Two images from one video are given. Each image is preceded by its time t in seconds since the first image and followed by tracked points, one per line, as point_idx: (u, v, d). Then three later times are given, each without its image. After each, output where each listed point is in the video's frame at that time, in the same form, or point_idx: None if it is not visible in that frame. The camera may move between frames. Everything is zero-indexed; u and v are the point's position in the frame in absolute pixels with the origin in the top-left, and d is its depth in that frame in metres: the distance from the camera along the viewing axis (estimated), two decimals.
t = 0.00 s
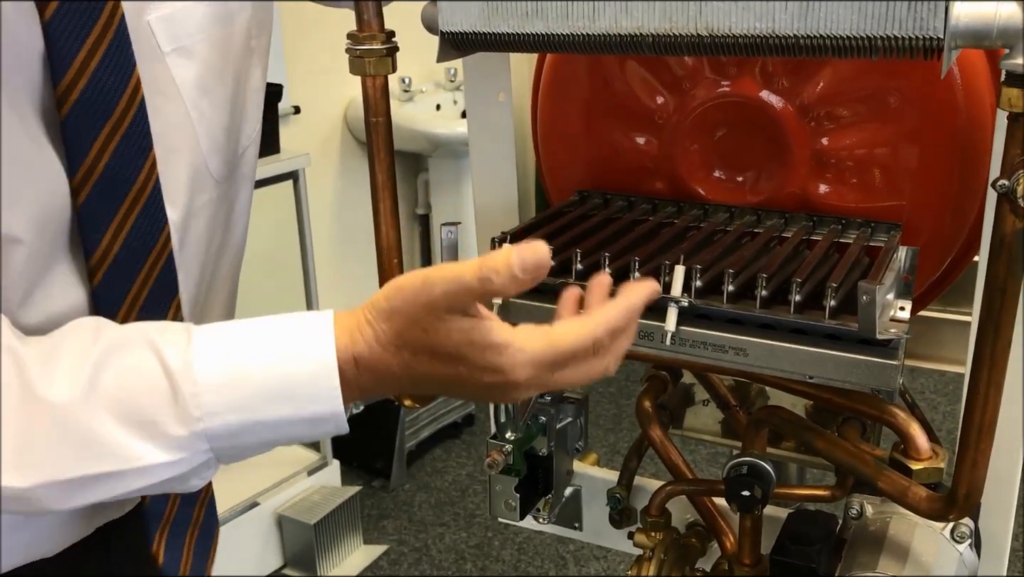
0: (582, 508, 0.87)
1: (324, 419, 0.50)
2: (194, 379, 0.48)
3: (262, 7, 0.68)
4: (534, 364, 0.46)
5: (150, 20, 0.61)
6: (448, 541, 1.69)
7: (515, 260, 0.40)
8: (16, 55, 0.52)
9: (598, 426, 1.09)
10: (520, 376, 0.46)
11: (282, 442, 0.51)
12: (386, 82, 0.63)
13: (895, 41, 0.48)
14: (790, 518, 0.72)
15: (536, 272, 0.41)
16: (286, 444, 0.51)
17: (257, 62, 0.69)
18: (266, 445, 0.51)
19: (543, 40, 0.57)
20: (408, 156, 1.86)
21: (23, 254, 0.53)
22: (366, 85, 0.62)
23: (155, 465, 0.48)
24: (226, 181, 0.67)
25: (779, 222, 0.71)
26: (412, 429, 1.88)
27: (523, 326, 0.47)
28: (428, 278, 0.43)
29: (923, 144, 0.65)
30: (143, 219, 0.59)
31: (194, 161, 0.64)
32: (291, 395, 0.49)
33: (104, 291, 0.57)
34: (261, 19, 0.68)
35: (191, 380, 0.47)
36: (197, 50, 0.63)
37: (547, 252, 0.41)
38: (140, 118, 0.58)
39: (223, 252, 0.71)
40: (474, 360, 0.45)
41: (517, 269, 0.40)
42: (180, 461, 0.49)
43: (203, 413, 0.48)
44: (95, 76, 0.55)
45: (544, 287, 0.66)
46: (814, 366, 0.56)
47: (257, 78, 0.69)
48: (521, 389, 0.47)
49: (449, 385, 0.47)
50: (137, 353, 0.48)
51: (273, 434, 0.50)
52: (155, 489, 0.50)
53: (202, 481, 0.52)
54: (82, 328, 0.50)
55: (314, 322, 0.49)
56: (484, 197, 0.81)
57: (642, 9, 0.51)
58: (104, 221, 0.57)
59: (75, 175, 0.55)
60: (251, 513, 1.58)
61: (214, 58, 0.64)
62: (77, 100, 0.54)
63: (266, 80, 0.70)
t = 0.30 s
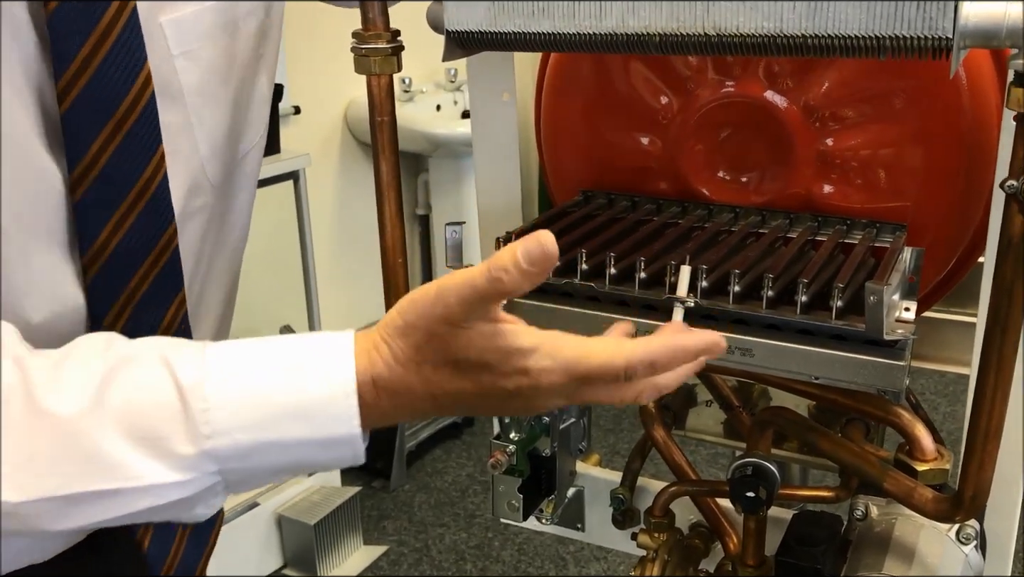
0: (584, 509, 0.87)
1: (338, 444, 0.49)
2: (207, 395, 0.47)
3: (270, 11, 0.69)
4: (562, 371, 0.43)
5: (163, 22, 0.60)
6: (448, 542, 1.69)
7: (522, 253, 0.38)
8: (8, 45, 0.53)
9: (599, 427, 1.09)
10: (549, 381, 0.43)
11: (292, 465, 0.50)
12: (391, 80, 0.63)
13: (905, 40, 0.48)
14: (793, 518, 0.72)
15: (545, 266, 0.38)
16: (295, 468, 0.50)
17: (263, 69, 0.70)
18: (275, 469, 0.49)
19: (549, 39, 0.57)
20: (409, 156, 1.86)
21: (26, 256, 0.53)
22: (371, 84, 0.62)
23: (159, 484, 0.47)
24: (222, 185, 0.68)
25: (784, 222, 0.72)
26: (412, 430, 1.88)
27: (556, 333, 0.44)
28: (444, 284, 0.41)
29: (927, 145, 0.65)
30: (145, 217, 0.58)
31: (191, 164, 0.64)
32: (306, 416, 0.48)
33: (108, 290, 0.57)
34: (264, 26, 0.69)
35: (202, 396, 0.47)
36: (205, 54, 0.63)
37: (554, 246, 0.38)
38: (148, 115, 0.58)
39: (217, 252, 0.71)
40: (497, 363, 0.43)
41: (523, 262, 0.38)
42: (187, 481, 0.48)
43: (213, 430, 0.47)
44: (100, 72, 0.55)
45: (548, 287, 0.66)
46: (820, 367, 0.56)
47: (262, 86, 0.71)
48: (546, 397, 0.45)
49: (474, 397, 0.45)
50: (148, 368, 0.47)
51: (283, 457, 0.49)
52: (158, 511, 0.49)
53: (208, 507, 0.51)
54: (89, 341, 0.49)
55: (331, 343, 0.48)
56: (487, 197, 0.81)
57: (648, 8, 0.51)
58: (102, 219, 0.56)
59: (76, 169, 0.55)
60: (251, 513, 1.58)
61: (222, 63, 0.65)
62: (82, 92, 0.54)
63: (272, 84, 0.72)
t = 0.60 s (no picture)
0: (584, 511, 0.87)
1: (352, 437, 0.51)
2: (228, 387, 0.49)
3: (279, 14, 0.68)
4: (580, 384, 0.45)
5: (171, 17, 0.60)
6: (444, 543, 1.68)
7: (560, 277, 0.40)
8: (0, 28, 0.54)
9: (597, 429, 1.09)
10: (565, 395, 0.45)
11: (306, 455, 0.52)
12: (392, 80, 0.63)
13: (911, 40, 0.48)
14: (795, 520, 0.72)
15: (584, 290, 0.41)
16: (308, 459, 0.52)
17: (270, 69, 0.69)
18: (286, 458, 0.52)
19: (552, 38, 0.57)
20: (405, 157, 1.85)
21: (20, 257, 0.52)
22: (371, 83, 0.62)
23: (180, 469, 0.49)
24: (222, 185, 0.68)
25: (786, 224, 0.71)
26: (409, 430, 1.87)
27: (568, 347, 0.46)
28: (471, 298, 0.43)
29: (930, 146, 0.65)
30: (137, 217, 0.59)
31: (187, 164, 0.64)
32: (325, 409, 0.50)
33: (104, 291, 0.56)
34: (273, 26, 0.68)
35: (225, 387, 0.49)
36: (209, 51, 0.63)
37: (592, 271, 0.41)
38: (137, 109, 0.58)
39: (217, 253, 0.71)
40: (516, 374, 0.45)
41: (560, 284, 0.40)
42: (204, 466, 0.50)
43: (234, 419, 0.49)
44: (85, 64, 0.56)
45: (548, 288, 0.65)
46: (824, 369, 0.56)
47: (268, 87, 0.70)
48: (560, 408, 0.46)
49: (490, 404, 0.47)
50: (173, 356, 0.49)
51: (298, 447, 0.51)
52: (173, 494, 0.51)
53: (217, 492, 0.53)
54: (116, 324, 0.51)
55: (353, 340, 0.50)
56: (486, 198, 0.80)
57: (653, 7, 0.51)
58: (90, 214, 0.57)
59: (60, 162, 0.56)
60: (246, 515, 1.57)
61: (224, 63, 0.64)
62: (65, 84, 0.55)
63: (278, 88, 0.71)
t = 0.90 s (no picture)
0: (583, 513, 0.86)
1: (324, 405, 0.55)
2: (203, 367, 0.52)
3: (277, 13, 0.67)
4: (537, 344, 0.53)
5: (171, 14, 0.61)
6: (441, 544, 1.68)
7: (529, 239, 0.46)
8: None
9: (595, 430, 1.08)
10: (523, 357, 0.53)
11: (280, 429, 0.56)
12: (390, 78, 0.62)
13: (913, 38, 0.48)
14: (794, 521, 0.71)
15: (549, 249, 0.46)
16: (281, 433, 0.56)
17: (270, 70, 0.68)
18: (261, 434, 0.56)
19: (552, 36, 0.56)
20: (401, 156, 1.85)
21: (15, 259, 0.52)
22: (370, 81, 0.61)
23: (161, 449, 0.53)
24: (223, 183, 0.67)
25: (786, 223, 0.71)
26: (405, 431, 1.87)
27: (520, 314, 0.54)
28: (443, 261, 0.49)
29: (928, 145, 0.65)
30: (147, 210, 0.60)
31: (184, 161, 0.64)
32: (296, 382, 0.54)
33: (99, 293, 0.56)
34: (274, 24, 0.67)
35: (196, 366, 0.52)
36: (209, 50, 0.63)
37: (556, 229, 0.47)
38: (146, 102, 0.59)
39: (219, 253, 0.70)
40: (480, 341, 0.52)
41: (529, 246, 0.45)
42: (184, 445, 0.54)
43: (209, 398, 0.53)
44: (93, 55, 0.56)
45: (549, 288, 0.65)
46: (824, 369, 0.56)
47: (269, 85, 0.68)
48: (521, 372, 0.55)
49: (455, 368, 0.54)
50: (143, 342, 0.52)
51: (272, 421, 0.55)
52: (151, 476, 0.54)
53: (194, 473, 0.56)
54: (84, 320, 0.54)
55: (315, 318, 0.54)
56: (484, 198, 0.80)
57: (654, 5, 0.50)
58: (102, 208, 0.58)
59: (69, 157, 0.56)
60: (242, 516, 1.57)
61: (223, 61, 0.64)
62: (74, 77, 0.55)
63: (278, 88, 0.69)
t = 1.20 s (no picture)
0: (582, 512, 0.86)
1: (301, 408, 0.55)
2: (180, 368, 0.52)
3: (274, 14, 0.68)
4: (518, 327, 0.52)
5: (164, 15, 0.61)
6: (438, 544, 1.67)
7: (507, 210, 0.52)
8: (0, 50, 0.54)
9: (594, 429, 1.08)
10: (505, 345, 0.52)
11: (257, 431, 0.56)
12: (391, 77, 0.62)
13: (917, 37, 0.48)
14: (794, 520, 0.71)
15: (525, 218, 0.52)
16: (257, 435, 0.56)
17: (268, 68, 0.68)
18: (237, 436, 0.55)
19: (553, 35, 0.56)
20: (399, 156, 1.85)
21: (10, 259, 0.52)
22: (370, 80, 0.61)
23: (136, 450, 0.53)
24: (221, 183, 0.67)
25: (786, 222, 0.71)
26: (403, 431, 1.87)
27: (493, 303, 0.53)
28: (427, 243, 0.50)
29: (928, 144, 0.65)
30: (138, 212, 0.60)
31: (184, 162, 0.63)
32: (273, 384, 0.54)
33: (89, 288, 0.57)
34: (269, 25, 0.67)
35: (173, 367, 0.52)
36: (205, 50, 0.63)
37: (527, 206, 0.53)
38: (140, 106, 0.59)
39: (215, 252, 0.70)
40: (464, 328, 0.51)
41: (511, 216, 0.51)
42: (160, 447, 0.54)
43: (185, 399, 0.53)
44: (89, 60, 0.56)
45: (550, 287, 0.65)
46: (825, 368, 0.56)
47: (265, 85, 0.69)
48: (503, 363, 0.54)
49: (437, 363, 0.53)
50: (120, 344, 0.52)
51: (248, 423, 0.55)
52: (127, 478, 0.54)
53: (170, 476, 0.56)
54: (62, 321, 0.54)
55: (293, 319, 0.54)
56: (484, 197, 0.80)
57: (655, 4, 0.50)
58: (93, 210, 0.58)
59: (64, 159, 0.56)
60: (240, 515, 1.56)
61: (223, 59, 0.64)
62: (70, 81, 0.55)
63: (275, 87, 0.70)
